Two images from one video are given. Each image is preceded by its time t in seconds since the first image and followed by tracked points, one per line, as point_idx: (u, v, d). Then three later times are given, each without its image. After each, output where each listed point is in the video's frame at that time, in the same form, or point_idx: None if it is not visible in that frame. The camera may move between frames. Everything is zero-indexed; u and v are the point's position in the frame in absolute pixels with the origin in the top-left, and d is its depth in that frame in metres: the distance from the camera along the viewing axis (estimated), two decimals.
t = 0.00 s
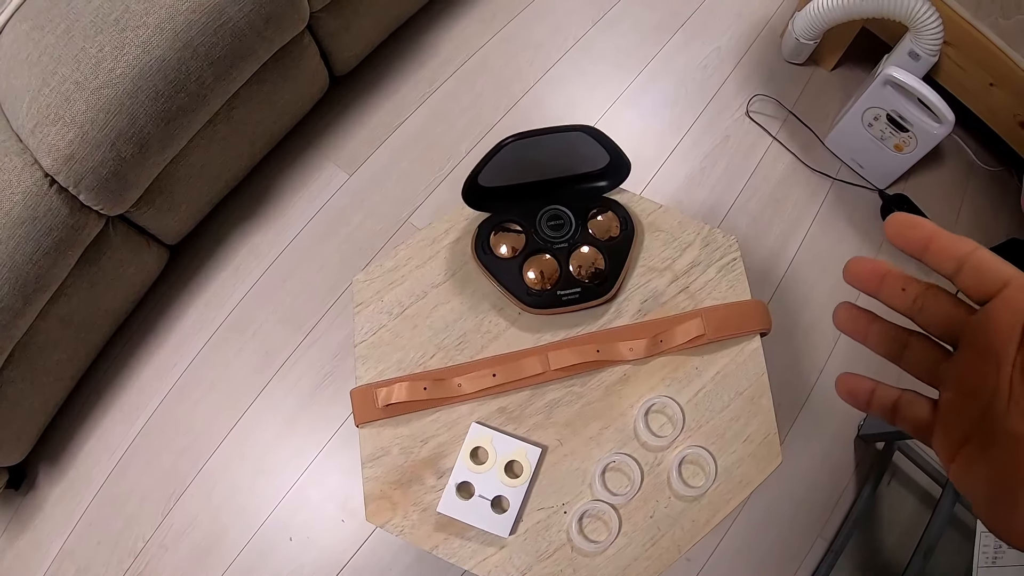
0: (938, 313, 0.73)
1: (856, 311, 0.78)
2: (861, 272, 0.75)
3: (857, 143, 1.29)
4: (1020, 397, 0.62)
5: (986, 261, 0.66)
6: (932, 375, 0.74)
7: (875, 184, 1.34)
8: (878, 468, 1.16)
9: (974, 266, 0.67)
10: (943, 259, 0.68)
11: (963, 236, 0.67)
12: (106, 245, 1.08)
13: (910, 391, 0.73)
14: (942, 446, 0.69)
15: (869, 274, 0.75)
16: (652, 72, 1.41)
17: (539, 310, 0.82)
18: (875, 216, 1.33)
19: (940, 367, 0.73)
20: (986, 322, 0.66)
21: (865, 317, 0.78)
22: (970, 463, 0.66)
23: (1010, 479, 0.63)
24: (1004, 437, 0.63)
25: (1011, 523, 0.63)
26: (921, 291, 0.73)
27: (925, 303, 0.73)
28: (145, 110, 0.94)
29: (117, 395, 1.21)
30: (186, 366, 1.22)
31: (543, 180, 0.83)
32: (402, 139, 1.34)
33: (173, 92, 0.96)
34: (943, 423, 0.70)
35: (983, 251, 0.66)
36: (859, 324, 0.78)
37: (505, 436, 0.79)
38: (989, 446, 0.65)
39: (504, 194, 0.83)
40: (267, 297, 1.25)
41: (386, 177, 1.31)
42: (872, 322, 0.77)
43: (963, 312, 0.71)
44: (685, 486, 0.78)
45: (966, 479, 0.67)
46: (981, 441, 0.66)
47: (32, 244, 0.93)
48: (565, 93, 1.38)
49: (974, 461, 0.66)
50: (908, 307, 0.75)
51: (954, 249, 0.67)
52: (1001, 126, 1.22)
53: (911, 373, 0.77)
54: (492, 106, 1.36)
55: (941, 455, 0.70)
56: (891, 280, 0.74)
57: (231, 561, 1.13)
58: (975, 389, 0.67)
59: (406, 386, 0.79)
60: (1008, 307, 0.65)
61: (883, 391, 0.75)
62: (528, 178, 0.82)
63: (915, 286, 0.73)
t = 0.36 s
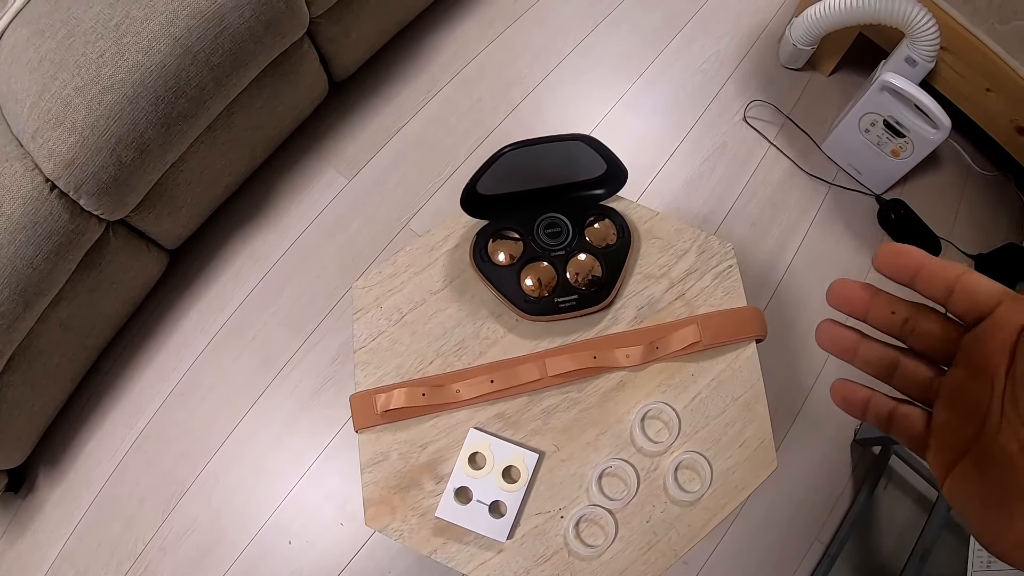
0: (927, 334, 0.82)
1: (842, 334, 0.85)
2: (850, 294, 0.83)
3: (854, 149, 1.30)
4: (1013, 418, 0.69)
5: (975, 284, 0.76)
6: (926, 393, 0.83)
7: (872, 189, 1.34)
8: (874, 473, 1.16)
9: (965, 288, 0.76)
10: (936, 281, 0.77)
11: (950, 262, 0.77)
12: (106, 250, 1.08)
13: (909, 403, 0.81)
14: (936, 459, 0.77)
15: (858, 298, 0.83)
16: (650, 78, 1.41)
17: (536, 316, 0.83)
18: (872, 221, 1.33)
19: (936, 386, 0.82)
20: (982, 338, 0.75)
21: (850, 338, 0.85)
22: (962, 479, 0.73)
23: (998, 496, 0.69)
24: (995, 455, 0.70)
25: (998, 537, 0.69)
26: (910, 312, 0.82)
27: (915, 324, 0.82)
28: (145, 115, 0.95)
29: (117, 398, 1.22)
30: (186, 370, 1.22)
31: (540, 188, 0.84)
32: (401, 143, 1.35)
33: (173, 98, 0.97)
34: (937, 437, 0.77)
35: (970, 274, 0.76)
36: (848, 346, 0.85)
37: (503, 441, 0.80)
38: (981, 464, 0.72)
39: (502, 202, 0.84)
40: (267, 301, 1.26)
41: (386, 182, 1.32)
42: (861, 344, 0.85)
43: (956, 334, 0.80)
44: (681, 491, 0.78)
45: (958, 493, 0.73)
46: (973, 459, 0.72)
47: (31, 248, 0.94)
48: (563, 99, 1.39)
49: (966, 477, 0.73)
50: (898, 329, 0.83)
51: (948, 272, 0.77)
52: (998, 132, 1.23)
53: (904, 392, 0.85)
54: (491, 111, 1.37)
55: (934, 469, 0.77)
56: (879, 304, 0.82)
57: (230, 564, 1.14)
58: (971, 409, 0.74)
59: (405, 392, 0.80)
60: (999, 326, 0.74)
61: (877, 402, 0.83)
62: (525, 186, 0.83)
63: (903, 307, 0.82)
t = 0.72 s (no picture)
0: (821, 290, 0.70)
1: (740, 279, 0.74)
2: (742, 243, 0.74)
3: (853, 151, 1.30)
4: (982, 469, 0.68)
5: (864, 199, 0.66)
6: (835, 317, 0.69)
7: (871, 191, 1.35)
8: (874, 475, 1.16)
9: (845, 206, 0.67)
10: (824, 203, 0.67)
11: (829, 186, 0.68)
12: (105, 249, 1.08)
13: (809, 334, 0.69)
14: (846, 380, 0.66)
15: (748, 234, 0.73)
16: (650, 79, 1.42)
17: (537, 316, 0.83)
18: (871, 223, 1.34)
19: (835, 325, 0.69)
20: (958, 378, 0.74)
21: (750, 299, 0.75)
22: (877, 401, 0.63)
23: (917, 396, 0.60)
24: (929, 364, 0.60)
25: (921, 455, 0.61)
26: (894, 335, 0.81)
27: (806, 294, 0.71)
28: (145, 114, 0.95)
29: (114, 399, 1.21)
30: (184, 370, 1.22)
31: (541, 188, 0.84)
32: (401, 144, 1.35)
33: (173, 97, 0.97)
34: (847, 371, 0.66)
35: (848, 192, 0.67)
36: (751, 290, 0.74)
37: (504, 441, 0.79)
38: (888, 359, 0.63)
39: (503, 202, 0.84)
40: (265, 302, 1.25)
41: (385, 184, 1.32)
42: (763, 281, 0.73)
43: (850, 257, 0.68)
44: (683, 492, 0.78)
45: (874, 412, 0.64)
46: (880, 378, 0.63)
47: (31, 248, 0.94)
48: (563, 101, 1.39)
49: (881, 398, 0.63)
50: (797, 261, 0.72)
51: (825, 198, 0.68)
52: (994, 135, 1.24)
53: (812, 325, 0.71)
54: (490, 113, 1.37)
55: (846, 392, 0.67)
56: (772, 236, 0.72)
57: (228, 566, 1.14)
58: (876, 321, 0.64)
59: (405, 392, 0.80)
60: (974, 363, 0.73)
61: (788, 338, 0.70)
62: (526, 186, 0.82)
63: (801, 235, 0.71)
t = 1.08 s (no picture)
0: (864, 310, 0.75)
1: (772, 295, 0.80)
2: (782, 266, 0.79)
3: (852, 152, 1.31)
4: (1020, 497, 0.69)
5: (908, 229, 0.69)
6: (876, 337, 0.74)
7: (870, 192, 1.35)
8: (873, 474, 1.17)
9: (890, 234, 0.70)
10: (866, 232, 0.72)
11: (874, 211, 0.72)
12: (105, 249, 1.08)
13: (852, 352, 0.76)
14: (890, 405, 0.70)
15: (788, 257, 0.78)
16: (649, 80, 1.42)
17: (535, 317, 0.83)
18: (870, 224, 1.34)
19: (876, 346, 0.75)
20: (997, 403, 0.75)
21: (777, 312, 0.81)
22: (920, 428, 0.66)
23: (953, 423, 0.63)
24: (970, 397, 0.61)
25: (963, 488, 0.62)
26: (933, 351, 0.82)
27: (844, 314, 0.76)
28: (146, 116, 0.95)
29: (115, 399, 1.22)
30: (184, 370, 1.23)
31: (539, 189, 0.84)
32: (400, 145, 1.35)
33: (173, 99, 0.97)
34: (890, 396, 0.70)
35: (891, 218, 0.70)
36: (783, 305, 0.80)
37: (502, 441, 0.80)
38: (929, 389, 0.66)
39: (501, 203, 0.84)
40: (265, 302, 1.26)
41: (385, 184, 1.32)
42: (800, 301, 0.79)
43: (892, 281, 0.73)
44: (680, 492, 0.79)
45: (916, 441, 0.67)
46: (926, 407, 0.66)
47: (32, 248, 0.94)
48: (561, 101, 1.39)
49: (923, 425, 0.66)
50: (838, 282, 0.77)
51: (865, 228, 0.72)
52: (993, 134, 1.24)
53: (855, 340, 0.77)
54: (490, 114, 1.37)
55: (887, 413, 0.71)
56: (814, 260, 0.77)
57: (229, 565, 1.14)
58: (917, 350, 0.68)
59: (404, 392, 0.80)
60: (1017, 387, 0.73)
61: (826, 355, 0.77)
62: (525, 187, 0.83)
63: (843, 257, 0.76)
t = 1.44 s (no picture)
0: (967, 249, 0.84)
1: (866, 222, 0.86)
2: (852, 221, 0.86)
3: (850, 153, 1.31)
4: None
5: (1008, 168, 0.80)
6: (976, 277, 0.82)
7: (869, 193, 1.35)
8: (871, 474, 1.17)
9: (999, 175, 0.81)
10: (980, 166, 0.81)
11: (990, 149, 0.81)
12: (104, 251, 1.09)
13: (949, 283, 0.81)
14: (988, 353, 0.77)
15: (889, 188, 0.85)
16: (648, 81, 1.42)
17: (534, 320, 0.83)
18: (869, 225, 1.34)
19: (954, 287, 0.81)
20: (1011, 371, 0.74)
21: (870, 245, 0.86)
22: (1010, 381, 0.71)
23: None
24: None
25: None
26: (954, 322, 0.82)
27: (947, 250, 0.84)
28: (145, 117, 0.95)
29: (114, 401, 1.22)
30: (183, 371, 1.23)
31: (538, 192, 0.84)
32: (400, 146, 1.35)
33: (173, 100, 0.97)
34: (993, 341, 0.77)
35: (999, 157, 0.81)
36: (881, 236, 0.85)
37: (501, 443, 0.80)
38: None
39: (500, 206, 0.84)
40: (265, 303, 1.26)
41: (384, 185, 1.33)
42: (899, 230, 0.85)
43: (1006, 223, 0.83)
44: (679, 494, 0.79)
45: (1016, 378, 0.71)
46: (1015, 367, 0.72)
47: (31, 251, 0.94)
48: (560, 102, 1.40)
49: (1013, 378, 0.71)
50: (946, 222, 0.85)
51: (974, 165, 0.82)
52: (993, 135, 1.23)
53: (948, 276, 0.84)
54: (489, 115, 1.38)
55: (982, 358, 0.78)
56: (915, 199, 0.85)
57: (229, 566, 1.14)
58: None
59: (403, 394, 0.80)
60: None
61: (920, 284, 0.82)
62: (523, 190, 0.83)
63: (954, 195, 0.85)
